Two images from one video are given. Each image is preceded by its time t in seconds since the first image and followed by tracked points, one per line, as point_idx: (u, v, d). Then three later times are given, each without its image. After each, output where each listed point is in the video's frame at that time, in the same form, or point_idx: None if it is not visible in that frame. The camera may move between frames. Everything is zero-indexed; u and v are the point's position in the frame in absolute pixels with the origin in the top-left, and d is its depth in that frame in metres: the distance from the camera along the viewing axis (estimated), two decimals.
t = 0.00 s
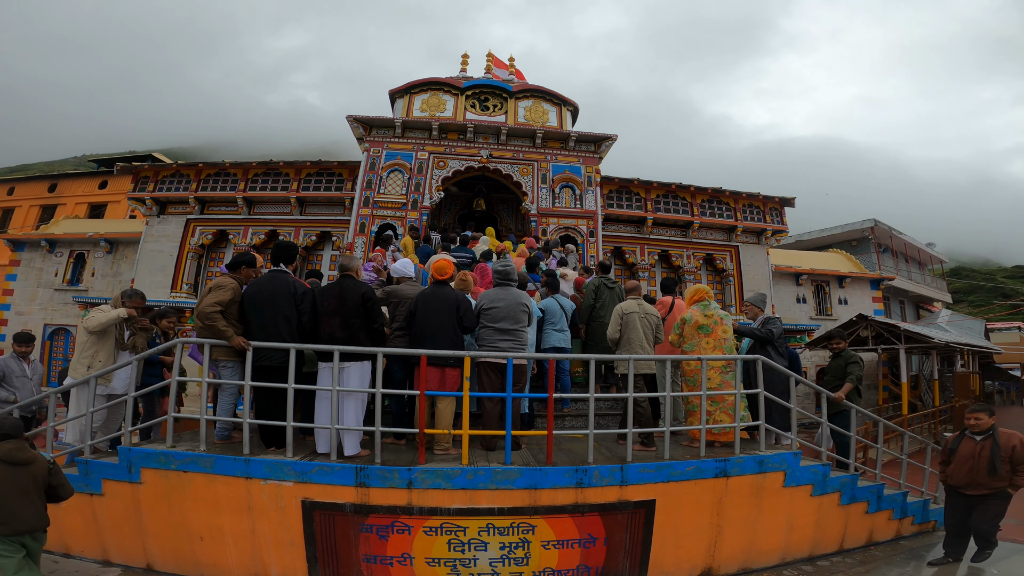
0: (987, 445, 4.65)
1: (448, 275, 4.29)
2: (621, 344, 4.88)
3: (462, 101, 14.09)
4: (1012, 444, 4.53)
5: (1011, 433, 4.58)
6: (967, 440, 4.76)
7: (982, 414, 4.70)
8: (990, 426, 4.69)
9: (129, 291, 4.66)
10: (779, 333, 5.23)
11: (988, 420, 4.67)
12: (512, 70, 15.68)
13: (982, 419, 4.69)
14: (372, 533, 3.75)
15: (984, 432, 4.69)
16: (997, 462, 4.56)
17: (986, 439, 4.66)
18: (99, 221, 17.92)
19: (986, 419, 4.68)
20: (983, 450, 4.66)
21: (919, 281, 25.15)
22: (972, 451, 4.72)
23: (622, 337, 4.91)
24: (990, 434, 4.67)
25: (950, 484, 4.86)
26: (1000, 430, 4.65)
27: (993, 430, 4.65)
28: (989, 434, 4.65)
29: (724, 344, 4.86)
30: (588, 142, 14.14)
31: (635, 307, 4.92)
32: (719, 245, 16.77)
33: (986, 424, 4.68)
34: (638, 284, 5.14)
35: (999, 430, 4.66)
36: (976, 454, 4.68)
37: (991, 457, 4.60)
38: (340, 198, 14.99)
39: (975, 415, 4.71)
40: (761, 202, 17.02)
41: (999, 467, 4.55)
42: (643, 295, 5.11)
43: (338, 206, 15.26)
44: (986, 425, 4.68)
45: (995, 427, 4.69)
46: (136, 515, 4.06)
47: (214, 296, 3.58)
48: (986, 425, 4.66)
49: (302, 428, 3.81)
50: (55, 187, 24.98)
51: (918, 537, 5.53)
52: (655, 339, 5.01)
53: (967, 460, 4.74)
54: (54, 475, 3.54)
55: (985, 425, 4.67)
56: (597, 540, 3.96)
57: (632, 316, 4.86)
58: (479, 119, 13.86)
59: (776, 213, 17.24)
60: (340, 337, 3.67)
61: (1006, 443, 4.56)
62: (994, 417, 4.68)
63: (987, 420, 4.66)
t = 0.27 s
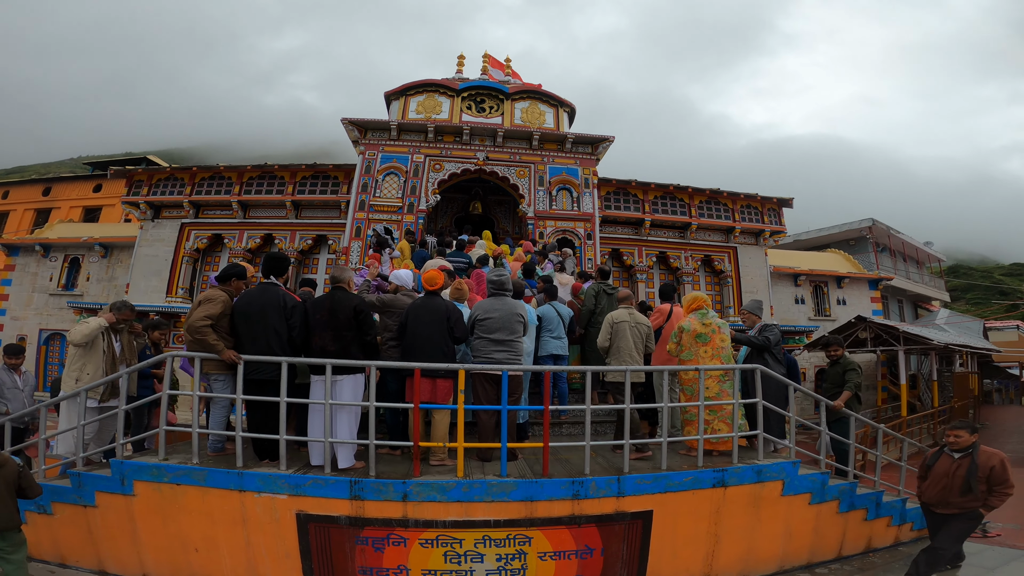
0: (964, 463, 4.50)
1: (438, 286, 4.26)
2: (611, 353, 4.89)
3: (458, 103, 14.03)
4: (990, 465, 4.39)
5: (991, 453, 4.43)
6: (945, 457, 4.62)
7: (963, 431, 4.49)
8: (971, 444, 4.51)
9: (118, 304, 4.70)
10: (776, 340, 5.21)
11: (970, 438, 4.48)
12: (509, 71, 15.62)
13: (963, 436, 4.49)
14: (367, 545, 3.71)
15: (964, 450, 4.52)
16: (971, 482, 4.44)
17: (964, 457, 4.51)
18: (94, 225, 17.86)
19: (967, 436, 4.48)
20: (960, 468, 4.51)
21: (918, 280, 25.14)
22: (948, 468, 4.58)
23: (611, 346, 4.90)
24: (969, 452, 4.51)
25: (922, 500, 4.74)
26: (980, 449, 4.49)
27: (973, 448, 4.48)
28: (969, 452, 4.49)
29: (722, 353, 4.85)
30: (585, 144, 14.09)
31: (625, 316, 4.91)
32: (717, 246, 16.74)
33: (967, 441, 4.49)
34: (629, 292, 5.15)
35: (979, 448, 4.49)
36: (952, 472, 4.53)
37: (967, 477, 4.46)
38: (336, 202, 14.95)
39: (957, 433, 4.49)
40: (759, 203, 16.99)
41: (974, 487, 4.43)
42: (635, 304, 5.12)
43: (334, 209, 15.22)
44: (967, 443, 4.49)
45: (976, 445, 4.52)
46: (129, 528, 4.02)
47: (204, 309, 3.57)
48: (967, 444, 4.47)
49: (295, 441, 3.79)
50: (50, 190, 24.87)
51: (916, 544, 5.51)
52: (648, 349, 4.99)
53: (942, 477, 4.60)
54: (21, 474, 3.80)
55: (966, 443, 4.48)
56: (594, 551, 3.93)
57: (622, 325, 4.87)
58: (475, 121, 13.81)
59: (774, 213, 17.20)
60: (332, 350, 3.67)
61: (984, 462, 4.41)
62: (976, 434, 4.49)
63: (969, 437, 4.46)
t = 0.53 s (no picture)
0: (944, 470, 3.89)
1: (434, 292, 4.23)
2: (604, 356, 4.87)
3: (453, 103, 13.96)
4: (972, 473, 3.75)
5: (975, 461, 3.79)
6: (923, 461, 4.02)
7: (947, 435, 3.89)
8: (956, 449, 3.89)
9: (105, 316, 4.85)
10: (776, 344, 5.16)
11: (953, 442, 3.87)
12: (504, 69, 15.53)
13: (946, 440, 3.89)
14: (365, 554, 3.67)
15: (945, 455, 3.91)
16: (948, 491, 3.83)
17: (944, 463, 3.89)
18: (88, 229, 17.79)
19: (951, 440, 3.88)
20: (938, 475, 3.91)
21: (917, 274, 25.12)
22: (925, 473, 3.99)
23: (604, 349, 4.89)
24: (952, 459, 3.88)
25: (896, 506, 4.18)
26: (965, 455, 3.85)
27: (957, 454, 3.86)
28: (950, 458, 3.87)
29: (721, 357, 4.81)
30: (581, 142, 14.03)
31: (618, 320, 4.88)
32: (715, 243, 16.69)
33: (950, 446, 3.88)
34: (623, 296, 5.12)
35: (964, 454, 3.86)
36: (927, 478, 3.94)
37: (943, 484, 3.86)
38: (331, 203, 14.89)
39: (938, 436, 3.90)
40: (756, 199, 16.94)
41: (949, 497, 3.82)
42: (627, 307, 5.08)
43: (330, 210, 15.16)
44: (950, 447, 3.88)
45: (963, 450, 3.88)
46: (126, 539, 3.98)
47: (193, 320, 3.53)
48: (948, 448, 3.86)
49: (291, 451, 3.76)
50: (43, 194, 24.77)
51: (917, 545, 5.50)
52: (641, 352, 4.94)
53: (918, 482, 4.02)
54: None
55: (948, 448, 3.87)
56: (593, 557, 3.90)
57: (615, 329, 4.83)
58: (470, 120, 13.74)
59: (772, 209, 17.14)
60: (326, 359, 3.64)
61: (964, 471, 3.78)
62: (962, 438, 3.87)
63: (951, 442, 3.86)
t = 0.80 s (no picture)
0: (910, 481, 3.60)
1: (437, 296, 4.14)
2: (596, 358, 4.89)
3: (449, 100, 13.90)
4: (940, 484, 3.46)
5: (943, 470, 3.49)
6: (891, 471, 3.72)
7: (913, 443, 3.56)
8: (923, 457, 3.58)
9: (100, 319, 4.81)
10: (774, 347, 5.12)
11: (919, 451, 3.56)
12: (500, 65, 15.44)
13: (911, 449, 3.58)
14: (364, 558, 3.66)
15: (911, 465, 3.61)
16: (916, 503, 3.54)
17: (911, 473, 3.60)
18: (86, 231, 17.82)
19: (917, 449, 3.56)
20: (905, 486, 3.62)
21: (918, 266, 25.04)
22: (893, 483, 3.69)
23: (597, 351, 4.91)
24: (919, 468, 3.58)
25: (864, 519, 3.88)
26: (933, 462, 3.55)
27: (923, 463, 3.56)
28: (917, 468, 3.57)
29: (720, 357, 4.80)
30: (579, 138, 13.96)
31: (609, 321, 4.91)
32: (715, 238, 16.64)
33: (916, 455, 3.57)
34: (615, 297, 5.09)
35: (932, 462, 3.56)
36: (895, 490, 3.65)
37: (911, 496, 3.56)
38: (328, 202, 14.87)
39: (903, 445, 3.58)
40: (756, 193, 16.85)
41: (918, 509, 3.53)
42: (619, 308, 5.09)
43: (328, 210, 15.15)
44: (916, 456, 3.57)
45: (929, 458, 3.58)
46: (128, 544, 3.95)
47: (187, 329, 3.55)
48: (914, 458, 3.55)
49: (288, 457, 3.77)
50: (40, 197, 24.79)
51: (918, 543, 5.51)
52: (633, 352, 4.93)
53: (886, 493, 3.73)
54: None
55: (914, 458, 3.56)
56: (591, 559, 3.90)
57: (606, 330, 4.85)
58: (467, 117, 13.68)
59: (772, 203, 17.06)
60: (321, 366, 3.65)
61: (930, 481, 3.50)
62: (929, 446, 3.55)
63: (917, 451, 3.55)
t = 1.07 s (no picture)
0: (867, 493, 3.46)
1: (440, 301, 4.06)
2: (586, 363, 4.87)
3: (448, 98, 13.83)
4: (897, 496, 3.33)
5: (900, 482, 3.36)
6: (847, 484, 3.57)
7: (868, 455, 3.44)
8: (880, 468, 3.46)
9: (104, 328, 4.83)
10: (771, 351, 5.11)
11: (876, 462, 3.43)
12: (500, 61, 15.35)
13: (867, 460, 3.46)
14: (365, 563, 3.64)
15: (868, 477, 3.46)
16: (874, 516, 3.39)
17: (868, 485, 3.46)
18: (89, 232, 17.92)
19: (873, 460, 3.43)
20: (862, 499, 3.48)
21: (924, 260, 24.83)
22: (849, 497, 3.54)
23: (585, 356, 4.88)
24: (875, 480, 3.45)
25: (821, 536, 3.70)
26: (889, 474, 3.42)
27: (881, 475, 3.42)
28: (873, 480, 3.44)
29: (722, 361, 4.79)
30: (580, 134, 13.87)
31: (597, 325, 4.84)
32: (719, 233, 16.53)
33: (873, 466, 3.44)
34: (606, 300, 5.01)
35: (889, 474, 3.43)
36: (851, 503, 3.50)
37: (868, 509, 3.42)
38: (329, 201, 14.87)
39: (858, 457, 3.46)
40: (759, 188, 16.71)
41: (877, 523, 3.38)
42: (610, 311, 5.00)
43: (328, 208, 15.15)
44: (872, 468, 3.44)
45: (886, 469, 3.46)
46: (132, 548, 3.97)
47: (184, 338, 3.55)
48: (870, 470, 3.42)
49: (285, 464, 3.75)
50: (43, 198, 24.94)
51: (920, 546, 5.51)
52: (625, 356, 4.87)
53: (842, 508, 3.57)
54: None
55: (870, 470, 3.43)
56: (590, 564, 3.87)
57: (593, 335, 4.80)
58: (467, 115, 13.61)
59: (775, 198, 16.91)
60: (318, 373, 3.64)
61: (887, 493, 3.37)
62: (885, 457, 3.43)
63: (873, 463, 3.43)
